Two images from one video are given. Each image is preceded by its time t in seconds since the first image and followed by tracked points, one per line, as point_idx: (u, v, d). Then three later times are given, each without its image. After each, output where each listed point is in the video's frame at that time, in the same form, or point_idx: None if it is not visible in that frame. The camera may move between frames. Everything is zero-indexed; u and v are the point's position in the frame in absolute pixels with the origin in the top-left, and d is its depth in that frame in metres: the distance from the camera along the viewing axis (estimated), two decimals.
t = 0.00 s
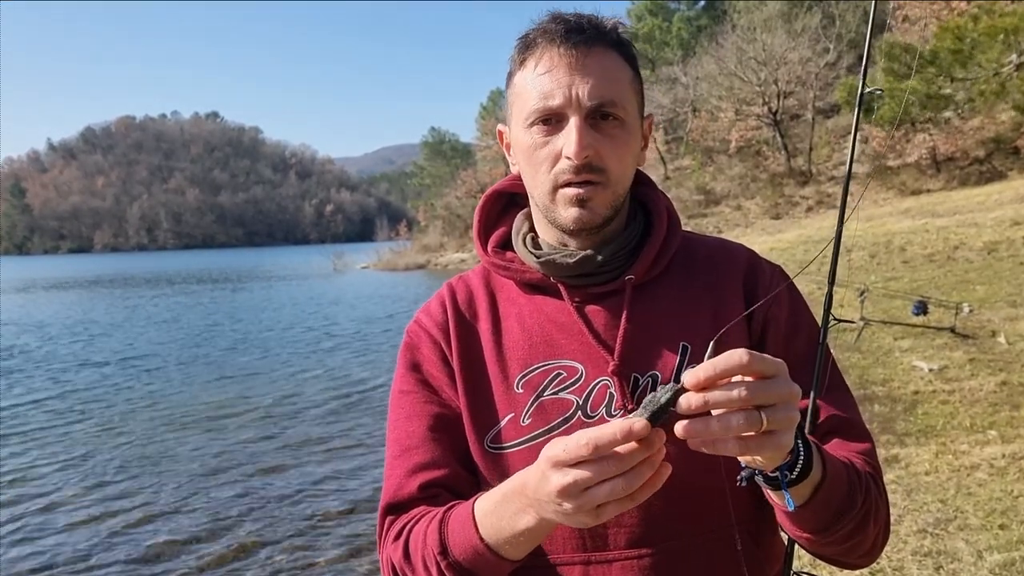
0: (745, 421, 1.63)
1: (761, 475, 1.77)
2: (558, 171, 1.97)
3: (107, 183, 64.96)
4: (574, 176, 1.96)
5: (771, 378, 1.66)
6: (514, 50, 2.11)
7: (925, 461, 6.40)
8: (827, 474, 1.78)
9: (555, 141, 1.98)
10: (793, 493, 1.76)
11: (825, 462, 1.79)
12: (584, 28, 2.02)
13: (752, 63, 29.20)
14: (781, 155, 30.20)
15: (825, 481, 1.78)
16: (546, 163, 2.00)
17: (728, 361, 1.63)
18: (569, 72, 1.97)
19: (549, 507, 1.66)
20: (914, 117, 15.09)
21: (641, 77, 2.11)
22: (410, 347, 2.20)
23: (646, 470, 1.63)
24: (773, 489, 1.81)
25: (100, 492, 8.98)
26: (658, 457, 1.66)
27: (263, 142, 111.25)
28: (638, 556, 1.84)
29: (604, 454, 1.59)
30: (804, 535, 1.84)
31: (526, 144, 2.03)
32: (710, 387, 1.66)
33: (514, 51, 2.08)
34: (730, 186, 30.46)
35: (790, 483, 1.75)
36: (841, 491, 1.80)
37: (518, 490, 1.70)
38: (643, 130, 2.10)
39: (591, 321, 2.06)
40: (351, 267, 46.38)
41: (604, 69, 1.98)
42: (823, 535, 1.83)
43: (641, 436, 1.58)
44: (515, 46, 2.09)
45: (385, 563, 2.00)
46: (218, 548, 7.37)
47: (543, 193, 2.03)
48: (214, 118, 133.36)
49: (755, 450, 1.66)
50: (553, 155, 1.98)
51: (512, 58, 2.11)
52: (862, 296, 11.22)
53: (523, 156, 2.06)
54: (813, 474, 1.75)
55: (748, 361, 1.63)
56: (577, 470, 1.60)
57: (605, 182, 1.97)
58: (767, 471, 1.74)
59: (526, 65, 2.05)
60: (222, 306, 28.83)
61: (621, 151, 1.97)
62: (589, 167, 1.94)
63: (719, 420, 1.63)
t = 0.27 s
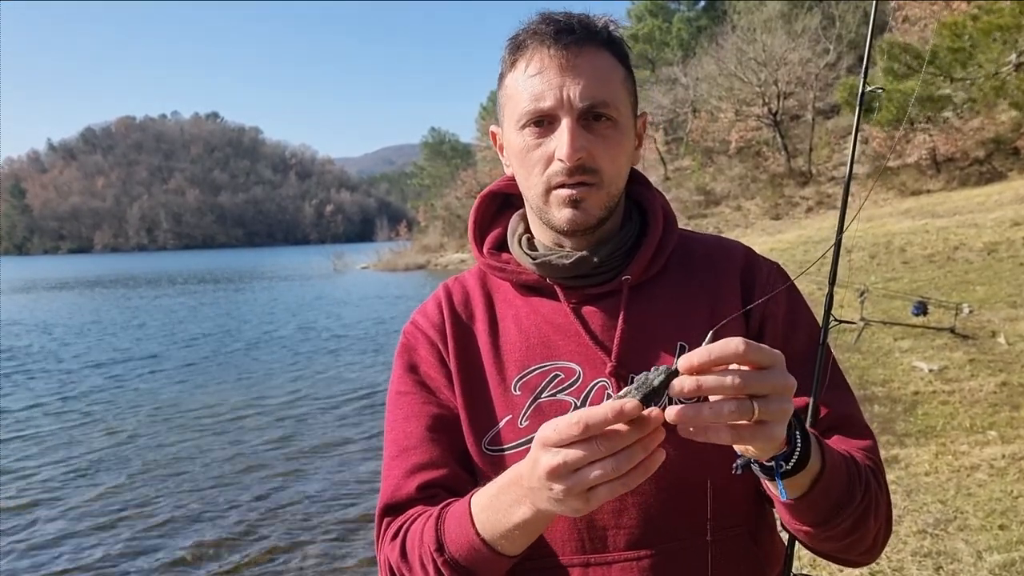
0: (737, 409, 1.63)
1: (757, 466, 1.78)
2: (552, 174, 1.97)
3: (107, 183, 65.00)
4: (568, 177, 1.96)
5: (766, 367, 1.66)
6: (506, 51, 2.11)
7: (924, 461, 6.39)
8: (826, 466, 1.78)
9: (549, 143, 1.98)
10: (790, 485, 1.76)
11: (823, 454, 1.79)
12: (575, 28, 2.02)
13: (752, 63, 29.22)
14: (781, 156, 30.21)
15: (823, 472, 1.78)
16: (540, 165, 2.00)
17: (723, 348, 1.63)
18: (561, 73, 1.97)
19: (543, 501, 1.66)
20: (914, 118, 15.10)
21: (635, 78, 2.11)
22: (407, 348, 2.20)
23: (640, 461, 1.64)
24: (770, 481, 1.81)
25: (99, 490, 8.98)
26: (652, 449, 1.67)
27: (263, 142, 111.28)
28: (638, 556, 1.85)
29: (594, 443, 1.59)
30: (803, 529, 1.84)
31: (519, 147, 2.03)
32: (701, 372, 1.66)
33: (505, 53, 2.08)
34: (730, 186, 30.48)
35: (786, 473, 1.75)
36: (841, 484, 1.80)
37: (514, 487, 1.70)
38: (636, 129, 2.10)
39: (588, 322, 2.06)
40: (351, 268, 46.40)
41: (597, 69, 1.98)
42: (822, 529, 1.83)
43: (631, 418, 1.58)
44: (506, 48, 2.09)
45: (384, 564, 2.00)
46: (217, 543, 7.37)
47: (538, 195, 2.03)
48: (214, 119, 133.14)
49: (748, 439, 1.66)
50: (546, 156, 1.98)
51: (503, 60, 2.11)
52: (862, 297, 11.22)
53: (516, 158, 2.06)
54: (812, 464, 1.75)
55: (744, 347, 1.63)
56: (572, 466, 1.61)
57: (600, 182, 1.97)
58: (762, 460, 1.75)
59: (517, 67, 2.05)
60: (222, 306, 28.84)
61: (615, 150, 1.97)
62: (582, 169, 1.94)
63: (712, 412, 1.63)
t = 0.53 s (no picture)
0: (737, 445, 1.63)
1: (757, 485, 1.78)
2: (552, 171, 1.97)
3: (107, 184, 65.03)
4: (568, 177, 1.96)
5: (769, 404, 1.65)
6: (508, 48, 2.11)
7: (924, 462, 6.39)
8: (828, 478, 1.78)
9: (549, 140, 1.98)
10: (789, 502, 1.77)
11: (826, 467, 1.79)
12: (577, 26, 2.02)
13: (752, 64, 29.23)
14: (781, 156, 30.22)
15: (825, 487, 1.78)
16: (540, 164, 2.00)
17: (726, 385, 1.62)
18: (562, 69, 1.97)
19: (543, 506, 1.66)
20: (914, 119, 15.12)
21: (636, 77, 2.12)
22: (405, 349, 2.20)
23: (640, 465, 1.64)
24: (769, 496, 1.82)
25: (98, 493, 8.99)
26: (650, 461, 1.67)
27: (263, 142, 111.31)
28: (637, 563, 1.85)
29: (593, 446, 1.59)
30: (805, 539, 1.84)
31: (519, 144, 2.03)
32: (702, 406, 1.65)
33: (507, 50, 2.08)
34: (730, 187, 30.51)
35: (786, 493, 1.76)
36: (843, 494, 1.80)
37: (513, 493, 1.70)
38: (637, 128, 2.10)
39: (588, 325, 2.06)
40: (351, 268, 46.42)
41: (599, 67, 1.98)
42: (821, 540, 1.84)
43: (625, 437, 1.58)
44: (508, 45, 2.09)
45: (381, 567, 2.00)
46: (216, 546, 7.39)
47: (538, 195, 2.03)
48: (214, 119, 133.11)
49: (742, 471, 1.67)
50: (547, 154, 1.98)
51: (505, 57, 2.11)
52: (862, 297, 11.23)
53: (517, 156, 2.06)
54: (813, 484, 1.76)
55: (747, 387, 1.61)
56: (569, 474, 1.62)
57: (600, 182, 1.97)
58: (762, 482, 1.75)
59: (519, 63, 2.05)
60: (222, 307, 28.84)
61: (616, 150, 1.97)
62: (583, 166, 1.94)
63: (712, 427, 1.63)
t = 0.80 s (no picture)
0: (740, 415, 1.64)
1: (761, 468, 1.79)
2: (561, 172, 1.99)
3: (107, 184, 65.03)
4: (576, 177, 1.97)
5: (777, 375, 1.67)
6: (519, 45, 2.11)
7: (924, 462, 6.40)
8: (833, 473, 1.79)
9: (558, 141, 1.99)
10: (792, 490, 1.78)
11: (832, 461, 1.80)
12: (589, 25, 2.02)
13: (752, 64, 29.24)
14: (781, 156, 30.23)
15: (830, 479, 1.79)
16: (549, 163, 2.01)
17: (737, 349, 1.63)
18: (573, 70, 1.97)
19: (548, 497, 1.67)
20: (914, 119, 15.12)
21: (646, 78, 2.13)
22: (408, 341, 2.21)
23: (645, 457, 1.65)
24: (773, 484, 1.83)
25: (97, 491, 8.98)
26: (654, 442, 1.68)
27: (263, 142, 111.29)
28: (639, 557, 1.86)
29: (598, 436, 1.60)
30: (806, 533, 1.85)
31: (528, 143, 2.04)
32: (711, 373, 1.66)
33: (518, 47, 2.09)
34: (730, 187, 30.52)
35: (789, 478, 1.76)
36: (847, 492, 1.81)
37: (515, 479, 1.71)
38: (646, 129, 2.11)
39: (592, 323, 2.07)
40: (351, 268, 46.43)
41: (610, 68, 1.99)
42: (823, 535, 1.85)
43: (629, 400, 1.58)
44: (520, 42, 2.09)
45: (379, 558, 2.01)
46: (216, 544, 7.40)
47: (546, 193, 2.04)
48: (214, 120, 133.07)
49: (746, 442, 1.68)
50: (556, 154, 1.99)
51: (516, 54, 2.12)
52: (862, 297, 11.23)
53: (525, 154, 2.07)
54: (818, 473, 1.77)
55: (758, 351, 1.63)
56: (574, 450, 1.63)
57: (608, 183, 1.98)
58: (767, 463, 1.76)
59: (529, 61, 2.06)
60: (222, 307, 28.85)
61: (624, 151, 1.99)
62: (592, 168, 1.95)
63: (711, 413, 1.64)
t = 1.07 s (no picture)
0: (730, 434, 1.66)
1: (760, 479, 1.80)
2: (563, 178, 1.99)
3: (107, 183, 65.06)
4: (579, 182, 1.98)
5: (775, 402, 1.68)
6: (522, 46, 2.11)
7: (923, 462, 6.41)
8: (833, 482, 1.79)
9: (562, 145, 1.99)
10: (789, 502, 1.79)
11: (832, 475, 1.80)
12: (592, 27, 2.01)
13: (752, 64, 29.27)
14: (781, 156, 30.26)
15: (831, 488, 1.79)
16: (553, 167, 2.01)
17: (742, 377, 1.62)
18: (576, 73, 1.97)
19: (552, 503, 1.67)
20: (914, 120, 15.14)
21: (650, 81, 2.12)
22: (411, 342, 2.21)
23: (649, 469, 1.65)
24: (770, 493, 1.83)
25: (96, 491, 8.97)
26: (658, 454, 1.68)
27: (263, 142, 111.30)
28: (642, 562, 1.86)
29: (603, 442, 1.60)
30: (805, 541, 1.86)
31: (531, 147, 2.04)
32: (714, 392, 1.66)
33: (521, 49, 2.09)
34: (730, 187, 30.56)
35: (786, 492, 1.77)
36: (847, 502, 1.82)
37: (520, 486, 1.71)
38: (649, 132, 2.10)
39: (596, 327, 2.07)
40: (350, 268, 46.45)
41: (613, 70, 1.98)
42: (822, 544, 1.85)
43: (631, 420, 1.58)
44: (522, 43, 2.09)
45: (383, 560, 2.01)
46: (216, 543, 7.39)
47: (548, 197, 2.04)
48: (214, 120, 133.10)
49: (736, 466, 1.69)
50: (559, 159, 1.99)
51: (519, 56, 2.11)
52: (861, 297, 11.24)
53: (528, 157, 2.07)
54: (814, 491, 1.77)
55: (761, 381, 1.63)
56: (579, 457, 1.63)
57: (610, 188, 1.98)
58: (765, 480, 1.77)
59: (532, 64, 2.06)
60: (222, 307, 28.87)
61: (627, 155, 1.99)
62: (594, 173, 1.96)
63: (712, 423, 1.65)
